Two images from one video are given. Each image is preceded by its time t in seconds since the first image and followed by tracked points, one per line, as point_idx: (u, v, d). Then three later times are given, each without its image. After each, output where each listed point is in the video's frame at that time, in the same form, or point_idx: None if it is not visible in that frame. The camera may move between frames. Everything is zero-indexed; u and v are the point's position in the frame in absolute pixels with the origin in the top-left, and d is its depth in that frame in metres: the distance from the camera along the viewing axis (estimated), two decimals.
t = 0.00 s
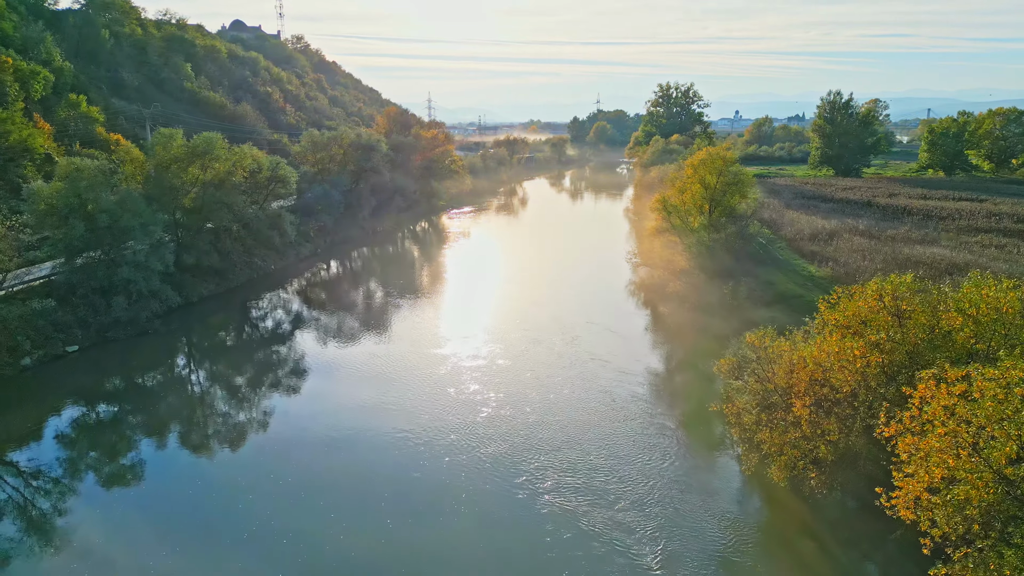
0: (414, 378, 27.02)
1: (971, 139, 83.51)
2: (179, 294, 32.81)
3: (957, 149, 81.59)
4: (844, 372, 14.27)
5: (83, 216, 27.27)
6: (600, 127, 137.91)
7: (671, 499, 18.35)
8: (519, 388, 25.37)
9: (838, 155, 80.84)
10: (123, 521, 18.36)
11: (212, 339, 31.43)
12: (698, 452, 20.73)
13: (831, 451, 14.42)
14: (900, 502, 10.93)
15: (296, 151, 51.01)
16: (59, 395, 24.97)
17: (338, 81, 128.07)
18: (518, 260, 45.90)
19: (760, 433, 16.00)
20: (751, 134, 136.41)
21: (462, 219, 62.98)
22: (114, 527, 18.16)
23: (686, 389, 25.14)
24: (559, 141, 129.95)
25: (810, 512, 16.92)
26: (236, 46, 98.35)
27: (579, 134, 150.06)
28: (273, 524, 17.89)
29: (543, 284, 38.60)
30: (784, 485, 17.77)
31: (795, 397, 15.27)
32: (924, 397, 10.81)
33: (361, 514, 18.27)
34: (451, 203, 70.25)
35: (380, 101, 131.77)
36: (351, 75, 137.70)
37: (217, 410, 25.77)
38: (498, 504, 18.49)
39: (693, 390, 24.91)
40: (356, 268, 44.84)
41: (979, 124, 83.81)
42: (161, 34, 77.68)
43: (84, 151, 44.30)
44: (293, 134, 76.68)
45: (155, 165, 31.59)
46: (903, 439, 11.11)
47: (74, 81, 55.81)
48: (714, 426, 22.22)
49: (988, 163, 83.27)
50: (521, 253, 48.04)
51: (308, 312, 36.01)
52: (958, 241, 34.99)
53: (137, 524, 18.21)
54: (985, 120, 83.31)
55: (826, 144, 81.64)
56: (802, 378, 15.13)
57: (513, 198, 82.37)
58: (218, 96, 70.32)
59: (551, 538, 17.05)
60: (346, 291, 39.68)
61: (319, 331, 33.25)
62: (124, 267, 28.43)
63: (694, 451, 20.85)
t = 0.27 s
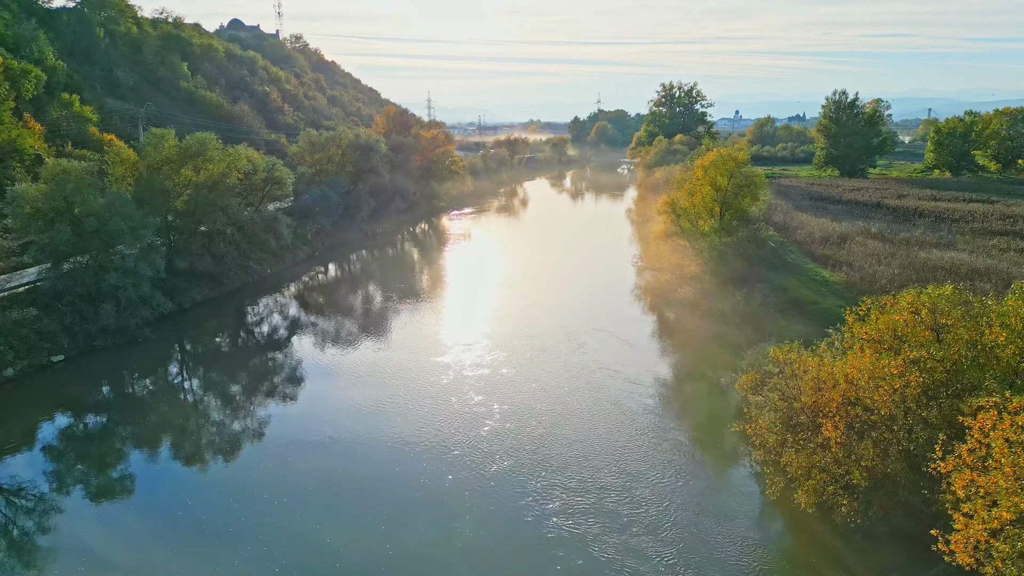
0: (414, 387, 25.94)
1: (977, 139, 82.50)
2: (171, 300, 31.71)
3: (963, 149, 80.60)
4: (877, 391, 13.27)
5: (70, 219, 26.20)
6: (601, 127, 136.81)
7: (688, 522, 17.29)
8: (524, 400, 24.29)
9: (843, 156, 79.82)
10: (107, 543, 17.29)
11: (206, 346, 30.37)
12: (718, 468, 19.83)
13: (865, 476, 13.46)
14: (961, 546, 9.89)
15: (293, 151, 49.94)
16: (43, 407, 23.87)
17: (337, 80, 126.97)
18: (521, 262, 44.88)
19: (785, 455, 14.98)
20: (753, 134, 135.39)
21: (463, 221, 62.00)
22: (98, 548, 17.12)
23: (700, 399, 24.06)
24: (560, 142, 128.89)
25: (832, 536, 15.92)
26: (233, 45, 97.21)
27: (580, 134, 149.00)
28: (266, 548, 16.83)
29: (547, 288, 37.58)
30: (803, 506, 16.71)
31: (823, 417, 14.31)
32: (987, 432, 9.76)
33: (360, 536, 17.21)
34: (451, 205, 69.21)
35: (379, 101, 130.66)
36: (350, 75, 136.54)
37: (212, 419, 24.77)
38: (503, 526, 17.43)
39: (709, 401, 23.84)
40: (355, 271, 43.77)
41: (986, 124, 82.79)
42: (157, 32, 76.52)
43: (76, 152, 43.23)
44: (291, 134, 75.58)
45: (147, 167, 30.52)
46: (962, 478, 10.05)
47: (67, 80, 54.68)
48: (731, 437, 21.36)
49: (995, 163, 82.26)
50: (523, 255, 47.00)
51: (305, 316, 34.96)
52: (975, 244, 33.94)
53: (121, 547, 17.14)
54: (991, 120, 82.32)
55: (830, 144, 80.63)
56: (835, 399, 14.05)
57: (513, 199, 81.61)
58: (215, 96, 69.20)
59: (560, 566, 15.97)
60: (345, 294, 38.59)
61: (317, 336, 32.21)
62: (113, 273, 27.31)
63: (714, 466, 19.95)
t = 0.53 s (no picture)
0: (415, 397, 24.86)
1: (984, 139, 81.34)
2: (162, 306, 30.60)
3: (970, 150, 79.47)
4: (919, 417, 12.21)
5: (55, 223, 25.22)
6: (602, 127, 135.65)
7: (708, 548, 16.21)
8: (530, 413, 23.19)
9: (848, 156, 78.73)
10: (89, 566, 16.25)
11: (199, 354, 29.29)
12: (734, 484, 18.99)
13: (905, 507, 12.48)
14: None
15: (290, 152, 48.84)
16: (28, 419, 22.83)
17: (336, 80, 125.86)
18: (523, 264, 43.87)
19: (816, 479, 13.93)
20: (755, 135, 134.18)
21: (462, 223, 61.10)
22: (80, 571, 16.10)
23: (713, 413, 23.11)
24: (560, 142, 127.78)
25: (865, 566, 14.82)
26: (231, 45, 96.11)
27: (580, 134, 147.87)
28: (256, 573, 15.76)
29: (551, 291, 36.55)
30: (828, 530, 15.73)
31: (859, 442, 13.28)
32: None
33: (356, 561, 16.12)
34: (451, 206, 68.12)
35: (379, 101, 129.54)
36: (349, 74, 135.33)
37: (205, 429, 23.71)
38: (509, 552, 16.33)
39: (722, 415, 22.87)
40: (353, 275, 42.68)
41: (993, 124, 81.61)
42: (153, 31, 75.41)
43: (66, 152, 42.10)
44: (288, 135, 74.45)
45: (136, 167, 29.44)
46: None
47: (60, 79, 53.54)
48: (747, 451, 20.53)
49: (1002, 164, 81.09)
50: (525, 257, 45.95)
51: (303, 320, 33.90)
52: (993, 249, 32.82)
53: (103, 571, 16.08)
54: (999, 120, 81.16)
55: (836, 144, 79.51)
56: (872, 422, 12.98)
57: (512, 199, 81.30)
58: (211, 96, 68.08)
59: None
60: (343, 298, 37.46)
61: (315, 341, 31.17)
62: (99, 279, 26.21)
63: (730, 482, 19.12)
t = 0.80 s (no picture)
0: (415, 406, 23.86)
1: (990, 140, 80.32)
2: (151, 312, 29.53)
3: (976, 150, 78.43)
4: (966, 446, 11.09)
5: (38, 227, 24.21)
6: (602, 127, 134.55)
7: None
8: (536, 426, 22.17)
9: (853, 157, 77.73)
10: None
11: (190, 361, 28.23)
12: (747, 496, 18.21)
13: (952, 541, 11.38)
14: None
15: (287, 153, 47.79)
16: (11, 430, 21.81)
17: (334, 79, 124.75)
18: (525, 266, 42.83)
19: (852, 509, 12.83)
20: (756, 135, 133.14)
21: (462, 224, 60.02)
22: None
23: (728, 425, 22.11)
24: (560, 142, 126.72)
25: None
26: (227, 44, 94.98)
27: (580, 134, 146.80)
28: None
29: (554, 294, 35.53)
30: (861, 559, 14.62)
31: (898, 470, 12.24)
32: None
33: None
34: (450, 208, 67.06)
35: (377, 101, 128.42)
36: (347, 73, 134.17)
37: (196, 440, 22.65)
38: None
39: (738, 428, 21.87)
40: (351, 278, 41.66)
41: (999, 124, 80.58)
42: (148, 30, 74.35)
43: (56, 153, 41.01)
44: (285, 134, 73.35)
45: (125, 168, 28.34)
46: None
47: (51, 78, 52.44)
48: (761, 462, 19.71)
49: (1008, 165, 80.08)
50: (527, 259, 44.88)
51: (299, 325, 32.83)
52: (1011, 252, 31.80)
53: None
54: (1005, 120, 80.12)
55: (839, 145, 78.49)
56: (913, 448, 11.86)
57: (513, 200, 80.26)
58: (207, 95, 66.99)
59: None
60: (340, 302, 36.39)
61: (311, 346, 30.10)
62: (85, 286, 25.03)
63: (742, 494, 18.34)
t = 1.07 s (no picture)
0: (416, 415, 22.95)
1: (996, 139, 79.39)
2: (141, 319, 28.54)
3: (981, 150, 77.49)
4: (1014, 472, 10.09)
5: (23, 231, 23.10)
6: (602, 127, 133.47)
7: None
8: (542, 439, 21.25)
9: (857, 157, 76.83)
10: None
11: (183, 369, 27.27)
12: (760, 510, 17.56)
13: None
14: None
15: (283, 153, 46.79)
16: None
17: (331, 79, 123.62)
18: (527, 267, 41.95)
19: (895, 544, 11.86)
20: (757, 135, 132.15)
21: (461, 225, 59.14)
22: None
23: (743, 438, 21.22)
24: (560, 142, 125.69)
25: None
26: (223, 43, 93.85)
27: (580, 134, 145.88)
28: None
29: (557, 298, 34.64)
30: None
31: (943, 500, 11.27)
32: None
33: None
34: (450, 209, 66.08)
35: (375, 101, 127.34)
36: (345, 73, 133.07)
37: (189, 451, 21.69)
38: None
39: (754, 441, 20.97)
40: (349, 281, 40.75)
41: (1004, 124, 79.62)
42: (143, 29, 73.28)
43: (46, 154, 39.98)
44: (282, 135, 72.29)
45: (114, 169, 27.34)
46: None
47: (43, 77, 51.38)
48: (774, 474, 19.05)
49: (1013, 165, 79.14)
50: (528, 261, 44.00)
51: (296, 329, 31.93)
52: None
53: None
54: (1010, 119, 79.15)
55: (843, 145, 77.59)
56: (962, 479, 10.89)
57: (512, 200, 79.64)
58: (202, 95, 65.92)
59: None
60: (338, 306, 35.44)
61: (308, 351, 29.21)
62: (70, 294, 24.02)
63: (755, 508, 17.69)
